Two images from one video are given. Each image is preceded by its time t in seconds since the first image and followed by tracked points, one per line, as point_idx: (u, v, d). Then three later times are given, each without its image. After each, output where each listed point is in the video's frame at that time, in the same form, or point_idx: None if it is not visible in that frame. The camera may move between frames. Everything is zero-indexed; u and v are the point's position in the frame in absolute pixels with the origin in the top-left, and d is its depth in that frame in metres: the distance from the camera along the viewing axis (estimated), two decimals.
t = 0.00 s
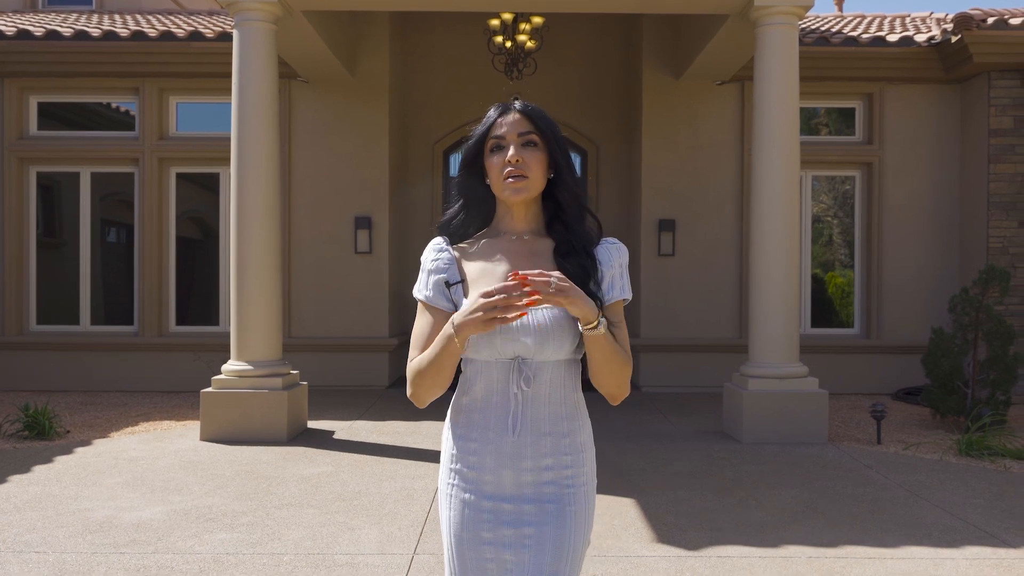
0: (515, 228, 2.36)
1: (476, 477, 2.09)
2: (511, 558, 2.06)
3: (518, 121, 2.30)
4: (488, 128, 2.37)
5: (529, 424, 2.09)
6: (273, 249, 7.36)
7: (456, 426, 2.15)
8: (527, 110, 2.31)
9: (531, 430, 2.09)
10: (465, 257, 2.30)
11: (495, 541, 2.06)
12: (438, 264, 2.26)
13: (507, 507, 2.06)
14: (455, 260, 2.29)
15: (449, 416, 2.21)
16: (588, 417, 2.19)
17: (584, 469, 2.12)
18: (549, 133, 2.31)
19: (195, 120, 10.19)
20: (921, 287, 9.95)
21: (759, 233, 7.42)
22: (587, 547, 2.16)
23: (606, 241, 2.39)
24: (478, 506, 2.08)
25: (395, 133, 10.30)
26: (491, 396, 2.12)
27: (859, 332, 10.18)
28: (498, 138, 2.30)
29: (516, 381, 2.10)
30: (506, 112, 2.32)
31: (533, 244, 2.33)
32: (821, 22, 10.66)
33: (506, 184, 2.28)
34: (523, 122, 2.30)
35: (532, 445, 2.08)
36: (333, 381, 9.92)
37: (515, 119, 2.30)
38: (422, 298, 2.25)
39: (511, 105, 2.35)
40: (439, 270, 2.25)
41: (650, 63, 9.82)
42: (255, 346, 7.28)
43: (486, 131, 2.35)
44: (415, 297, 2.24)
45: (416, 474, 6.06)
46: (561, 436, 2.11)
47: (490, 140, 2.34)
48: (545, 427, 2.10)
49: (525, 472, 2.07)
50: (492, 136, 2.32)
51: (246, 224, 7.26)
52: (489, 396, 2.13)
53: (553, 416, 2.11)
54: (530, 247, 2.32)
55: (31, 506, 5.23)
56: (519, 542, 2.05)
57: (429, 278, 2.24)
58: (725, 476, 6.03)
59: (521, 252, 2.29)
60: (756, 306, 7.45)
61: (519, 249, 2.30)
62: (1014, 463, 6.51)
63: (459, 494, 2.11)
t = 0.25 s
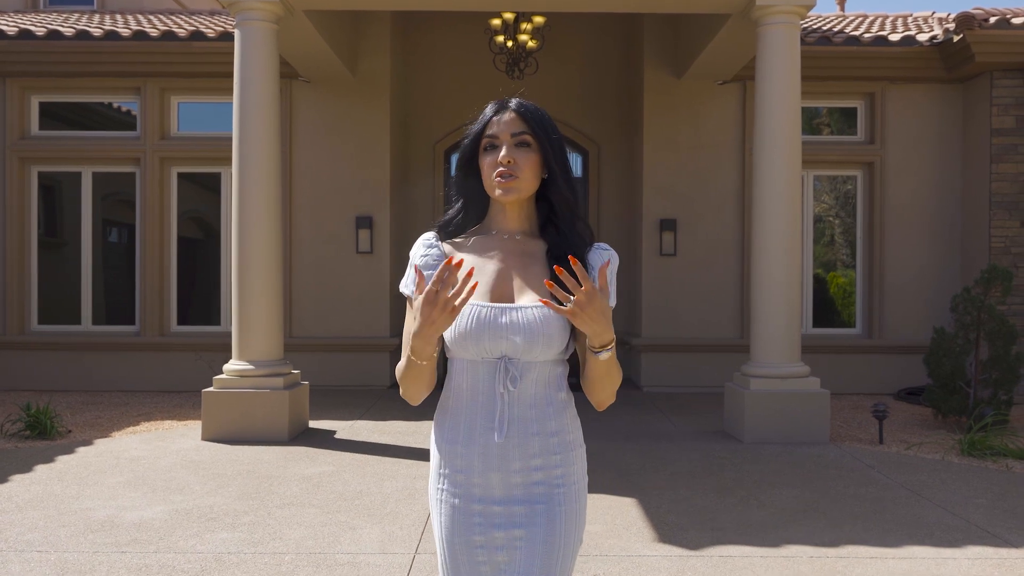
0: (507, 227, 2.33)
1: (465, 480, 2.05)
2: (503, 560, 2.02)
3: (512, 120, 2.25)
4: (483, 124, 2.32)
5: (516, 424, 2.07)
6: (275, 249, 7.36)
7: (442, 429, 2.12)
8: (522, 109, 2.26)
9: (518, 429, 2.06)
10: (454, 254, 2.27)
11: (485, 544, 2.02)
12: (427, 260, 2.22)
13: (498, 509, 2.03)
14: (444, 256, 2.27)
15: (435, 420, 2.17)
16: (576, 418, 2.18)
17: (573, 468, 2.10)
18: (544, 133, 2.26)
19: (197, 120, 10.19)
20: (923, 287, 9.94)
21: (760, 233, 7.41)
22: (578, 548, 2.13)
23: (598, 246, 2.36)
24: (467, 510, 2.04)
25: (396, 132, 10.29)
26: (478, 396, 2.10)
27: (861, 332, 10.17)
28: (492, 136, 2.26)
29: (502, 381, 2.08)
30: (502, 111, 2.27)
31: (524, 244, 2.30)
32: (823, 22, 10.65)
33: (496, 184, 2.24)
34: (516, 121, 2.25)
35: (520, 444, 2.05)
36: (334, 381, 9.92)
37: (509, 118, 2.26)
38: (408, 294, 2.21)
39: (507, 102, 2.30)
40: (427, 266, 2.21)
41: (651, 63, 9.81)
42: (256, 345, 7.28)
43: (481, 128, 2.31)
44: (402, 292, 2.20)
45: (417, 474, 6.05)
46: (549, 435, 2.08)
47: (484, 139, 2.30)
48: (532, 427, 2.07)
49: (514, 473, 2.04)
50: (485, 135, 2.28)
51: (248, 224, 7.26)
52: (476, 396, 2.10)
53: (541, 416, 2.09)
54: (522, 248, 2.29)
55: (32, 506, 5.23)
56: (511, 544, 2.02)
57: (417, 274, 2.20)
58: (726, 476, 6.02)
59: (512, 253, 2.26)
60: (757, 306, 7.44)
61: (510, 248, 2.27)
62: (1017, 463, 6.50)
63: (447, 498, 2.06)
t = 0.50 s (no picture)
0: (506, 229, 2.31)
1: (462, 482, 2.06)
2: (502, 560, 2.03)
3: (511, 121, 2.25)
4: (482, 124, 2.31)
5: (513, 425, 2.07)
6: (278, 249, 7.38)
7: (439, 430, 2.12)
8: (522, 110, 2.25)
9: (515, 430, 2.07)
10: (453, 253, 2.25)
11: (484, 544, 2.03)
12: (423, 258, 2.22)
13: (496, 510, 2.03)
14: (441, 254, 2.25)
15: (432, 421, 2.18)
16: (575, 416, 2.18)
17: (570, 467, 2.10)
18: (544, 135, 2.25)
19: (200, 120, 10.21)
20: (926, 287, 9.94)
21: (763, 232, 7.41)
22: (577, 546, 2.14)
23: (596, 250, 2.35)
24: (465, 510, 2.05)
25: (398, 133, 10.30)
26: (474, 398, 2.11)
27: (864, 332, 10.17)
28: (491, 137, 2.25)
29: (499, 382, 2.08)
30: (501, 112, 2.26)
31: (523, 246, 2.27)
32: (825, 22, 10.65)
33: (494, 187, 2.23)
34: (516, 122, 2.24)
35: (517, 444, 2.06)
36: (336, 381, 9.93)
37: (509, 119, 2.25)
38: (404, 292, 2.21)
39: (508, 103, 2.29)
40: (423, 264, 2.21)
41: (654, 63, 9.82)
42: (260, 345, 7.29)
43: (480, 128, 2.30)
44: (398, 288, 2.20)
45: (420, 473, 6.06)
46: (546, 435, 2.09)
47: (483, 139, 2.29)
48: (530, 427, 2.08)
49: (512, 473, 2.04)
50: (484, 135, 2.27)
51: (252, 224, 7.27)
52: (473, 399, 2.11)
53: (538, 417, 2.10)
54: (520, 249, 2.27)
55: (36, 505, 5.24)
56: (509, 545, 2.02)
57: (413, 272, 2.20)
58: (729, 476, 6.03)
59: (510, 254, 2.24)
60: (760, 306, 7.44)
61: (508, 249, 2.25)
62: (1020, 463, 6.50)
63: (445, 500, 2.07)
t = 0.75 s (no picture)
0: (508, 227, 2.30)
1: (471, 482, 2.06)
2: (512, 561, 2.03)
3: (515, 121, 2.24)
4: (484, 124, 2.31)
5: (520, 425, 2.07)
6: (284, 248, 7.39)
7: (446, 431, 2.12)
8: (525, 110, 2.25)
9: (523, 430, 2.07)
10: (455, 252, 2.24)
11: (494, 545, 2.03)
12: (426, 258, 2.20)
13: (505, 511, 2.04)
14: (444, 253, 2.24)
15: (438, 422, 2.17)
16: (581, 414, 2.19)
17: (578, 467, 2.11)
18: (547, 135, 2.25)
19: (206, 120, 10.23)
20: (932, 287, 9.92)
21: (769, 232, 7.41)
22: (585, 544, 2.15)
23: (598, 248, 2.36)
24: (474, 511, 2.05)
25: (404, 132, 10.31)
26: (481, 399, 2.10)
27: (869, 332, 10.16)
28: (494, 137, 2.25)
29: (505, 382, 2.08)
30: (504, 111, 2.26)
31: (525, 245, 2.27)
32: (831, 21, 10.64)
33: (497, 187, 2.23)
34: (519, 122, 2.24)
35: (526, 445, 2.06)
36: (342, 380, 9.95)
37: (512, 119, 2.24)
38: (407, 292, 2.19)
39: (510, 103, 2.29)
40: (427, 264, 2.19)
41: (659, 62, 9.82)
42: (266, 344, 7.30)
43: (483, 127, 2.29)
44: (401, 290, 2.18)
45: (426, 473, 6.07)
46: (553, 434, 2.09)
47: (485, 139, 2.28)
48: (537, 426, 2.08)
49: (521, 473, 2.05)
50: (487, 135, 2.27)
51: (258, 224, 7.29)
52: (480, 399, 2.10)
53: (546, 417, 2.10)
54: (522, 249, 2.27)
55: (43, 504, 5.26)
56: (519, 545, 2.03)
57: (416, 272, 2.18)
58: (735, 475, 6.03)
59: (512, 253, 2.24)
60: (766, 305, 7.44)
61: (511, 249, 2.24)
62: None
63: (454, 501, 2.07)
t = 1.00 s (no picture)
0: (514, 225, 2.29)
1: (484, 482, 2.06)
2: (525, 561, 2.04)
3: (525, 116, 2.23)
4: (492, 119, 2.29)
5: (533, 425, 2.08)
6: (293, 248, 7.41)
7: (458, 431, 2.13)
8: (535, 105, 2.24)
9: (536, 430, 2.07)
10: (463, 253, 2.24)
11: (506, 544, 2.03)
12: (433, 262, 2.20)
13: (518, 511, 2.04)
14: (451, 256, 2.23)
15: (450, 422, 2.18)
16: (594, 414, 2.19)
17: (591, 467, 2.11)
18: (557, 130, 2.24)
19: (214, 120, 10.25)
20: (940, 287, 9.89)
21: (777, 232, 7.39)
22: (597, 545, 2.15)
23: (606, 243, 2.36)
24: (487, 511, 2.05)
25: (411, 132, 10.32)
26: (493, 399, 2.10)
27: (877, 332, 10.14)
28: (503, 132, 2.24)
29: (518, 384, 2.09)
30: (514, 106, 2.25)
31: (532, 244, 2.27)
32: (838, 20, 10.62)
33: (508, 182, 2.22)
34: (529, 117, 2.23)
35: (538, 444, 2.06)
36: (349, 380, 9.97)
37: (522, 114, 2.23)
38: (414, 296, 2.17)
39: (519, 98, 2.28)
40: (434, 268, 2.18)
41: (667, 62, 9.81)
42: (274, 344, 7.32)
43: (491, 122, 2.28)
44: (409, 294, 2.17)
45: (434, 472, 6.08)
46: (566, 434, 2.09)
47: (494, 133, 2.27)
48: (550, 427, 2.09)
49: (533, 473, 2.05)
50: (497, 130, 2.25)
51: (266, 224, 7.30)
52: (492, 399, 2.11)
53: (558, 417, 2.10)
54: (530, 247, 2.26)
55: (52, 504, 5.28)
56: (532, 545, 2.03)
57: (424, 276, 2.17)
58: (742, 475, 6.02)
59: (520, 252, 2.23)
60: (774, 305, 7.42)
61: (519, 248, 2.24)
62: None
63: (467, 501, 2.08)
